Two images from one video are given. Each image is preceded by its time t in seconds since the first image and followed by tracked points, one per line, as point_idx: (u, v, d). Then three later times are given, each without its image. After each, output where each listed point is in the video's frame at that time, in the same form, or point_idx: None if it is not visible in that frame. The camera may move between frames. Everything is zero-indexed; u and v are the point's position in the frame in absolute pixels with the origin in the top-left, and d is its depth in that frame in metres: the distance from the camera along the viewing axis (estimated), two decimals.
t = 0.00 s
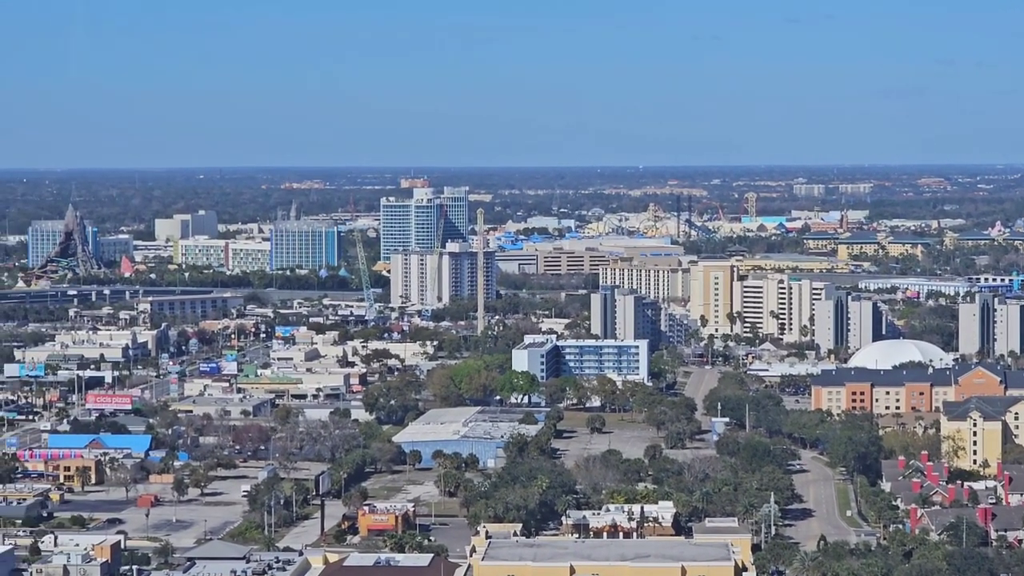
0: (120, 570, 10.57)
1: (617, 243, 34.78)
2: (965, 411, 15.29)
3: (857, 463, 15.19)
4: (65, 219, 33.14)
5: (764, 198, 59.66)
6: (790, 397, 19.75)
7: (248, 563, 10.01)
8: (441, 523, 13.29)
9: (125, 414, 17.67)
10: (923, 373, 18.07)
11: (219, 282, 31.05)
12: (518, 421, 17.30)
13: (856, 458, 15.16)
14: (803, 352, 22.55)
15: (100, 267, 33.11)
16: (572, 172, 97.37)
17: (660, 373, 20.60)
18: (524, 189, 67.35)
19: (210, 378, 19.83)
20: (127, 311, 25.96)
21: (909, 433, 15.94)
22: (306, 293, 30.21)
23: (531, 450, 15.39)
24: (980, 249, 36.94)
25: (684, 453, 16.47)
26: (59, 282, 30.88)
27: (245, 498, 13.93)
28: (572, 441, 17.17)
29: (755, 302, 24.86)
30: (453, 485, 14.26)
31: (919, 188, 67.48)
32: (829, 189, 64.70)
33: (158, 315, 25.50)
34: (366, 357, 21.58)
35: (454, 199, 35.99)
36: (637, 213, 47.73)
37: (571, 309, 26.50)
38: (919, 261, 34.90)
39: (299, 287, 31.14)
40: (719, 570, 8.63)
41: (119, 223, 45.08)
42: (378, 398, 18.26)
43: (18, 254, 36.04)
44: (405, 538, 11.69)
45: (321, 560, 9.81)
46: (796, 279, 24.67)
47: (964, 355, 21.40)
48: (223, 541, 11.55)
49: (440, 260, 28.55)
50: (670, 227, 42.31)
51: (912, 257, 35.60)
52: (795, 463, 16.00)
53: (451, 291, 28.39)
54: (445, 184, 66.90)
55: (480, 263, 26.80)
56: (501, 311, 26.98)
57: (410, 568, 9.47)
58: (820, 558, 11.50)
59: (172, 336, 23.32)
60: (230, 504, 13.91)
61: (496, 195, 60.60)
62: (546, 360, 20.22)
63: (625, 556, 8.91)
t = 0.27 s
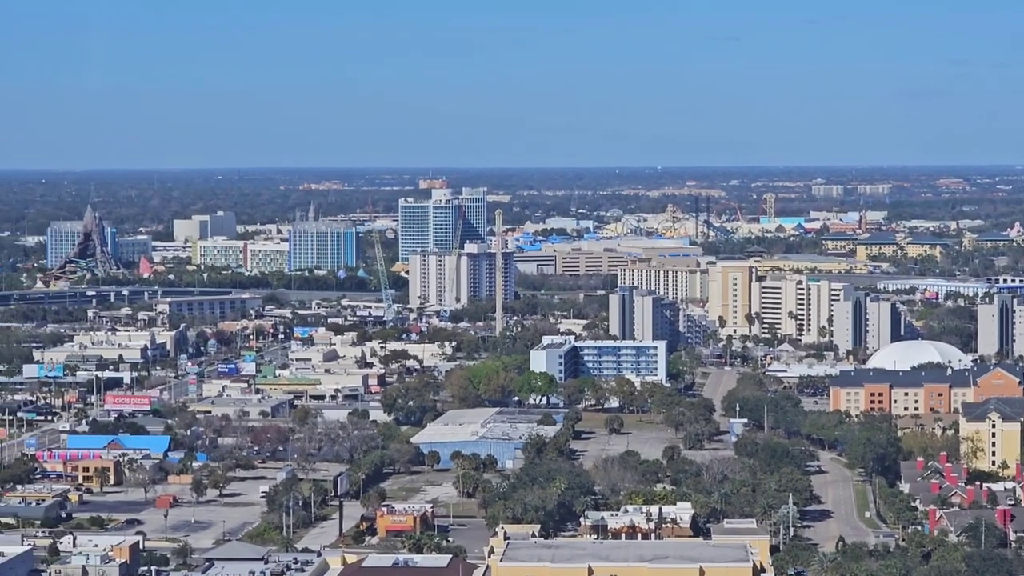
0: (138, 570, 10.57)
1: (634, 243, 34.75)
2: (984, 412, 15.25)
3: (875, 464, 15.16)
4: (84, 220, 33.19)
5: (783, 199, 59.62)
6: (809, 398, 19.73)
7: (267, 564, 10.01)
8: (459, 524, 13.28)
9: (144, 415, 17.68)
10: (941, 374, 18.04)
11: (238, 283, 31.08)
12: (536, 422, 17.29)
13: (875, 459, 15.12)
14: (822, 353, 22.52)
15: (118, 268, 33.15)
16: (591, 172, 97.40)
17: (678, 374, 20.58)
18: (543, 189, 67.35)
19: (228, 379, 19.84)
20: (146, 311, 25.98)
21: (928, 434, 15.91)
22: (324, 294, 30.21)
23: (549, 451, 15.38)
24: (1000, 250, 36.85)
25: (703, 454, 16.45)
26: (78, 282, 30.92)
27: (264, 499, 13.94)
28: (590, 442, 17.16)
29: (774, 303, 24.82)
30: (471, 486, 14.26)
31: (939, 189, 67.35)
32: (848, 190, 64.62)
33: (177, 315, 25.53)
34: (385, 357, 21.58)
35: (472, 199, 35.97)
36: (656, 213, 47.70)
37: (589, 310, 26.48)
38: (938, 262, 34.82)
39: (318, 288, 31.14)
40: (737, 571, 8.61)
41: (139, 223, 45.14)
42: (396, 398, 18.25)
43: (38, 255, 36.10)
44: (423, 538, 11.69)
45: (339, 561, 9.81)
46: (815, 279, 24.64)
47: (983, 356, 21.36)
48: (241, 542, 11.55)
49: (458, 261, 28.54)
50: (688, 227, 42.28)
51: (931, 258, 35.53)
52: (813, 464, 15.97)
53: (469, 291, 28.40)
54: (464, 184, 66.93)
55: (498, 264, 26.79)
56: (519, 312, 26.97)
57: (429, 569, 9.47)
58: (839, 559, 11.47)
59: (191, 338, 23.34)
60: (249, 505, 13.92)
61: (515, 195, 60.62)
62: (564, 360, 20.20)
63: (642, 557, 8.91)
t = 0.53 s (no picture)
0: (158, 571, 10.58)
1: (654, 244, 34.70)
2: (1005, 413, 15.21)
3: (895, 465, 15.11)
4: (104, 221, 33.24)
5: (803, 200, 59.53)
6: (829, 399, 19.69)
7: (286, 565, 10.01)
8: (478, 525, 13.27)
9: (164, 416, 17.69)
10: (961, 375, 18.02)
11: (258, 284, 31.11)
12: (556, 423, 17.28)
13: (895, 460, 15.08)
14: (841, 354, 22.47)
15: (138, 269, 33.19)
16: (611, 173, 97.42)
17: (698, 375, 20.54)
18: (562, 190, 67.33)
19: (248, 380, 19.85)
20: (166, 312, 26.00)
21: (948, 436, 15.87)
22: (344, 295, 30.24)
23: (569, 452, 15.37)
24: (1020, 252, 36.76)
25: (722, 455, 16.43)
26: (98, 283, 30.96)
27: (283, 499, 13.95)
28: (609, 443, 17.15)
29: (793, 305, 24.77)
30: (491, 487, 14.24)
31: (959, 190, 67.23)
32: (868, 191, 64.48)
33: (196, 316, 25.55)
34: (404, 358, 21.59)
35: (492, 200, 35.96)
36: (675, 214, 47.65)
37: (609, 311, 26.46)
38: (958, 263, 34.74)
39: (338, 289, 31.14)
40: (757, 571, 8.60)
41: (159, 224, 45.20)
42: (416, 399, 18.25)
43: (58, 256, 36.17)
44: (442, 539, 11.69)
45: (359, 562, 9.81)
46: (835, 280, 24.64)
47: (1004, 357, 21.32)
48: (261, 543, 11.55)
49: (478, 262, 28.52)
50: (708, 228, 42.24)
51: (951, 259, 35.46)
52: (833, 465, 15.94)
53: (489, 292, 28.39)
54: (484, 186, 66.94)
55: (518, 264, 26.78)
56: (539, 313, 26.96)
57: (449, 570, 9.47)
58: (859, 560, 11.44)
59: (211, 338, 23.36)
60: (269, 506, 13.92)
61: (534, 196, 60.53)
62: (584, 361, 20.19)
63: (663, 558, 8.90)
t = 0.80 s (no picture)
0: (179, 571, 10.58)
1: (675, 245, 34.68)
2: None
3: (916, 466, 15.08)
4: (125, 222, 33.31)
5: (824, 201, 59.41)
6: (850, 400, 19.66)
7: (307, 566, 10.01)
8: (499, 526, 13.26)
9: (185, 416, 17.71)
10: (982, 376, 18.01)
11: (279, 284, 31.14)
12: (576, 424, 17.27)
13: (915, 462, 15.05)
14: (862, 355, 22.43)
15: (159, 270, 33.25)
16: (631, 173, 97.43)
17: (718, 376, 20.56)
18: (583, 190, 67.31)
19: (269, 381, 19.86)
20: (188, 312, 26.05)
21: (970, 436, 15.83)
22: (365, 295, 30.25)
23: (590, 453, 15.35)
24: None
25: (742, 456, 16.40)
26: (119, 284, 31.01)
27: (304, 500, 13.96)
28: (630, 443, 17.14)
29: (814, 307, 24.73)
30: (511, 488, 14.23)
31: (980, 190, 67.09)
32: (889, 192, 64.33)
33: (217, 316, 25.58)
34: (425, 358, 21.60)
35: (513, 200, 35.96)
36: (696, 215, 47.59)
37: (630, 312, 26.45)
38: (980, 264, 34.64)
39: (359, 289, 31.13)
40: (778, 572, 8.58)
41: (180, 225, 45.28)
42: (437, 400, 18.25)
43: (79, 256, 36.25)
44: (463, 540, 11.68)
45: (380, 563, 9.81)
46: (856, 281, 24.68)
47: None
48: (282, 543, 11.55)
49: (499, 262, 28.51)
50: (729, 229, 42.19)
51: (972, 260, 35.38)
52: (854, 466, 15.91)
53: (510, 293, 28.39)
54: (504, 187, 66.95)
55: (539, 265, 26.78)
56: (560, 314, 26.94)
57: (470, 571, 9.45)
58: (880, 561, 11.41)
59: (232, 338, 23.39)
60: (290, 507, 13.93)
61: (555, 197, 60.50)
62: (605, 362, 20.17)
63: (684, 559, 8.87)
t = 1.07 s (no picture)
0: (200, 571, 10.58)
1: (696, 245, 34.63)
2: None
3: (937, 467, 15.04)
4: (146, 222, 33.36)
5: (845, 201, 59.30)
6: (871, 400, 19.61)
7: (328, 566, 10.00)
8: (520, 526, 13.24)
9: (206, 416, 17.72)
10: (1004, 376, 17.93)
11: (300, 284, 31.16)
12: (597, 424, 17.25)
13: (937, 462, 14.99)
14: (884, 355, 22.38)
15: (180, 269, 33.28)
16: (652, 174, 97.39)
17: (739, 376, 20.50)
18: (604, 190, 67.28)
19: (290, 381, 19.87)
20: (209, 312, 26.07)
21: (991, 437, 15.79)
22: (386, 295, 30.26)
23: (610, 453, 15.32)
24: None
25: (763, 456, 16.37)
26: (140, 284, 31.06)
27: (325, 500, 13.96)
28: (651, 443, 17.13)
29: (835, 307, 24.67)
30: (532, 488, 14.22)
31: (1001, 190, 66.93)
32: (910, 192, 64.20)
33: (238, 316, 25.61)
34: (446, 359, 21.59)
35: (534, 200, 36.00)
36: (717, 215, 47.55)
37: (650, 312, 26.42)
38: (1001, 264, 34.55)
39: (380, 290, 31.11)
40: (799, 573, 8.56)
41: (201, 224, 45.33)
42: (458, 400, 18.24)
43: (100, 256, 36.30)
44: (484, 540, 11.67)
45: (400, 563, 9.80)
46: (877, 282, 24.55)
47: None
48: (303, 543, 11.55)
49: (520, 263, 28.50)
50: (750, 229, 42.14)
51: (994, 260, 35.29)
52: (874, 466, 15.88)
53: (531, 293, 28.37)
54: (524, 187, 66.94)
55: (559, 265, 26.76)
56: (580, 314, 26.91)
57: (490, 571, 9.44)
58: (901, 562, 11.38)
59: (253, 339, 23.40)
60: (311, 507, 13.93)
61: (576, 197, 60.45)
62: (625, 362, 20.15)
63: (704, 559, 8.85)
